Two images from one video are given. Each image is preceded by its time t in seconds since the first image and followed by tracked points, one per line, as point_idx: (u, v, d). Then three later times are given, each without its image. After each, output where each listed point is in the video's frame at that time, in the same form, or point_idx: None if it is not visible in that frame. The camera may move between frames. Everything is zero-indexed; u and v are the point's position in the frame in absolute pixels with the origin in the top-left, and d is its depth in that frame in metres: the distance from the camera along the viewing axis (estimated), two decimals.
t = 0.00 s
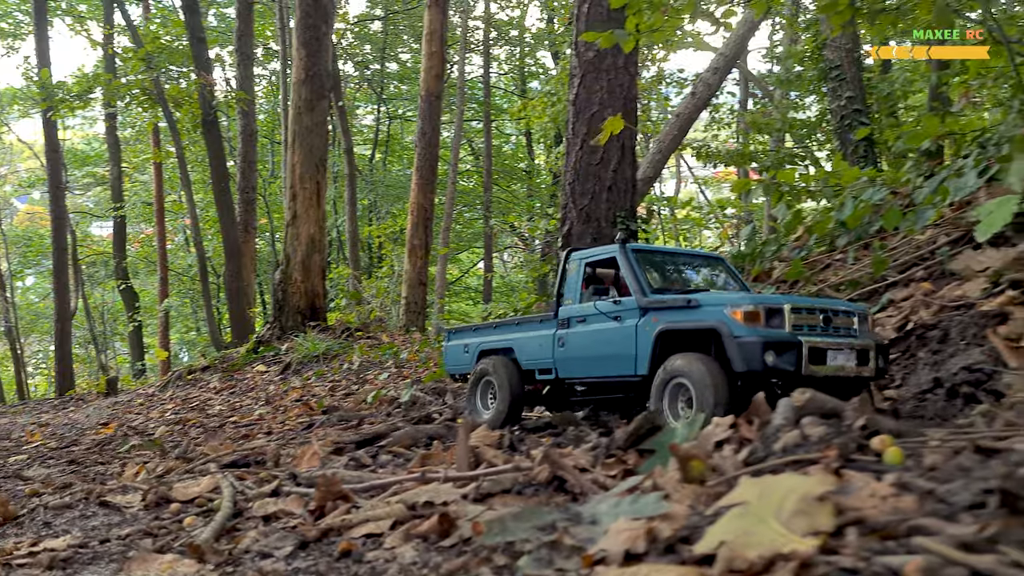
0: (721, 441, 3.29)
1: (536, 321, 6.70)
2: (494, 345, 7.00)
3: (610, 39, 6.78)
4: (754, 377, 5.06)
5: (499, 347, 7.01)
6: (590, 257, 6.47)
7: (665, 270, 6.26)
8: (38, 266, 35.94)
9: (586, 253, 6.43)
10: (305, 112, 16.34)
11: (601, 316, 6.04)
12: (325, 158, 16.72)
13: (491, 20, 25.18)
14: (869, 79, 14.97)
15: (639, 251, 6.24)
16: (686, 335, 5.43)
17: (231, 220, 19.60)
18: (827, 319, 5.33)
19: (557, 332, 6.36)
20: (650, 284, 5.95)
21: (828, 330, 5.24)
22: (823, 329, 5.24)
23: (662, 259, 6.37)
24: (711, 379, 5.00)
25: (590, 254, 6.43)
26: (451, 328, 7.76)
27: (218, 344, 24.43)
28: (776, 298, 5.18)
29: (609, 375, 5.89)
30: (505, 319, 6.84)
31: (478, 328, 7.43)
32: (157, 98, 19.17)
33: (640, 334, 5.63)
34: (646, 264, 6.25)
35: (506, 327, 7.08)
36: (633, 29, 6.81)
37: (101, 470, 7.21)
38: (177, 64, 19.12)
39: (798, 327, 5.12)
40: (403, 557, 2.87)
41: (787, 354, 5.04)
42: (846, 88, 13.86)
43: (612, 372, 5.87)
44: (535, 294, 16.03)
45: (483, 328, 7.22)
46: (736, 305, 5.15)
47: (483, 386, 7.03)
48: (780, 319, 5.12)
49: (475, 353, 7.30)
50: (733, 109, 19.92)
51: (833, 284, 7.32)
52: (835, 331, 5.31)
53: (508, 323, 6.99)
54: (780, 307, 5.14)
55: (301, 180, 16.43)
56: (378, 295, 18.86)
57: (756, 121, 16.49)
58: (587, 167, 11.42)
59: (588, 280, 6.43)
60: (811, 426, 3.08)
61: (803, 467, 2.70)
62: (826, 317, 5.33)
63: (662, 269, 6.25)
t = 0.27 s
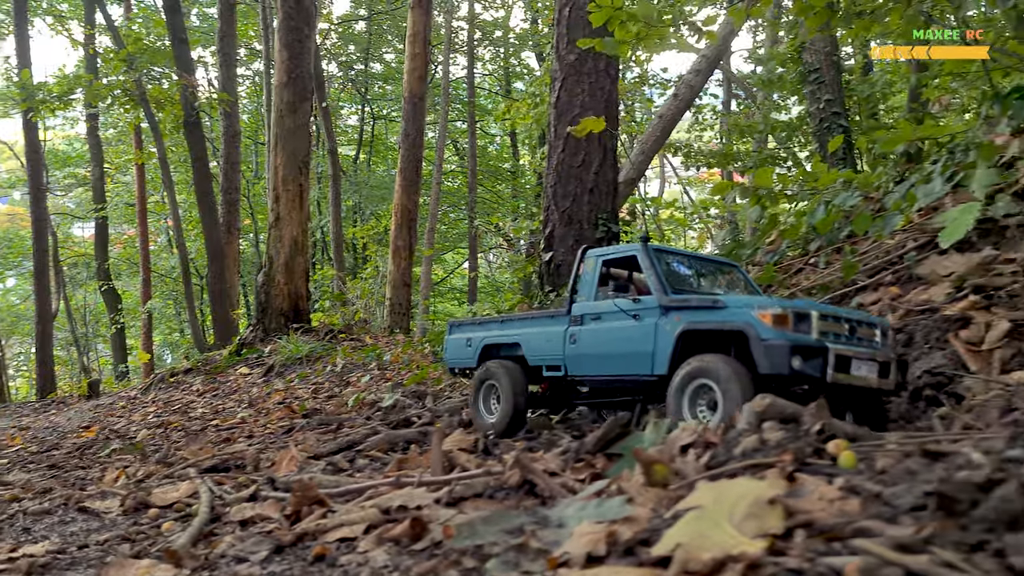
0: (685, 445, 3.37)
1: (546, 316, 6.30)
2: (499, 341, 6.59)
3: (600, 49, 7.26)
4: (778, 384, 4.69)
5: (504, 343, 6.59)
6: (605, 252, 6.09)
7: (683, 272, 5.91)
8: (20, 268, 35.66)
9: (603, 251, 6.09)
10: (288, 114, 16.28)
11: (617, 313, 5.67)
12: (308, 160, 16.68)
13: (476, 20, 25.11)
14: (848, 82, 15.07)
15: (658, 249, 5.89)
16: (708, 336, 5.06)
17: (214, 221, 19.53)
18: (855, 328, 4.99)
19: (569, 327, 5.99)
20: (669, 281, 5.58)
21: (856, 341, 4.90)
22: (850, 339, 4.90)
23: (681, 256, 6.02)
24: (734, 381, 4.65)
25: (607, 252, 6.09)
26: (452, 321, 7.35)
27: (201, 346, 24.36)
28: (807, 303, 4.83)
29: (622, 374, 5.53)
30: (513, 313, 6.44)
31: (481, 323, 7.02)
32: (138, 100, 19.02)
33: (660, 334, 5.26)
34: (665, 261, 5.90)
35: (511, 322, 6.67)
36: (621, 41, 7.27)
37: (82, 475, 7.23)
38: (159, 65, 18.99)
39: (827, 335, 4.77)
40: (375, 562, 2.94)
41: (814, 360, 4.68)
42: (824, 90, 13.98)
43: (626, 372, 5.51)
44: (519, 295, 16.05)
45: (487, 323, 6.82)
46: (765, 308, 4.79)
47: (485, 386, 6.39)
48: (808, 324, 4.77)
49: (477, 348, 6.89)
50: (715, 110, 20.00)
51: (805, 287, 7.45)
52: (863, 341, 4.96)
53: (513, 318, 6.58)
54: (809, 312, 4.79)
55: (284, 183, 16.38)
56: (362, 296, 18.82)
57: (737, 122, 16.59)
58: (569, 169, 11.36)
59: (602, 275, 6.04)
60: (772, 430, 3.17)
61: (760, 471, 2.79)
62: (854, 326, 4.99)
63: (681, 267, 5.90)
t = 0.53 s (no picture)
0: (648, 446, 3.43)
1: (546, 318, 6.35)
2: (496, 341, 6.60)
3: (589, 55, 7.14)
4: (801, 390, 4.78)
5: (501, 344, 6.60)
6: (610, 254, 6.13)
7: (689, 274, 5.99)
8: None
9: (608, 252, 6.13)
10: (268, 115, 16.08)
11: (627, 316, 5.73)
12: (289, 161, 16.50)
13: (460, 20, 24.95)
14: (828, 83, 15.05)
15: (665, 252, 5.95)
16: (727, 342, 5.13)
17: (196, 222, 19.40)
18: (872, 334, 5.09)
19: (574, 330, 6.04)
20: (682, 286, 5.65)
21: (873, 344, 5.01)
22: (868, 343, 5.00)
23: (684, 260, 6.11)
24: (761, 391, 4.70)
25: (612, 253, 6.12)
26: (440, 319, 7.28)
27: (183, 347, 24.21)
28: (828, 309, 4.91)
29: (633, 378, 5.60)
30: (512, 314, 6.45)
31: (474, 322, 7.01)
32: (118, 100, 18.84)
33: (675, 339, 5.34)
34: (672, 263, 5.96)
35: (507, 323, 6.68)
36: (608, 46, 7.16)
37: (59, 478, 7.22)
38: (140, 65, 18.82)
39: (849, 341, 4.87)
40: (343, 564, 3.00)
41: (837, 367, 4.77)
42: (802, 92, 13.91)
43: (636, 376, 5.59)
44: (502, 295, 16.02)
45: (481, 323, 6.82)
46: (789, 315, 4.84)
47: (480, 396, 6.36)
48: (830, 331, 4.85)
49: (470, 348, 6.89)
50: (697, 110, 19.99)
51: (778, 287, 7.54)
52: (879, 346, 5.06)
53: (511, 319, 6.60)
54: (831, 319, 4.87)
55: (265, 184, 16.23)
56: (344, 297, 18.72)
57: (719, 123, 16.60)
58: (549, 171, 11.21)
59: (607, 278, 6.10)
60: (730, 432, 3.24)
61: (715, 471, 2.86)
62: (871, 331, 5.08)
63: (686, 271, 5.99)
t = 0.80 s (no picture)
0: (603, 442, 3.48)
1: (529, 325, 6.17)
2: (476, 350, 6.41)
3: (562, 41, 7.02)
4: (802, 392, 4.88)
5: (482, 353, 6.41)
6: (591, 257, 5.97)
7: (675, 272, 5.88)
8: None
9: (588, 253, 5.96)
10: (246, 115, 15.82)
11: (617, 323, 5.64)
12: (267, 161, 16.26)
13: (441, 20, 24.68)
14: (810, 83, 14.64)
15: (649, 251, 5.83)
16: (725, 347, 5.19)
17: (173, 223, 19.22)
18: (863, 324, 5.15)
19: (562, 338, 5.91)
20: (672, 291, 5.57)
21: (867, 337, 5.12)
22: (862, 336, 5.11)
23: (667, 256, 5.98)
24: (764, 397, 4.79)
25: (593, 255, 5.95)
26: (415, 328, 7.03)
27: (162, 349, 24.04)
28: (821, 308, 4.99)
29: (629, 385, 5.56)
30: (493, 322, 6.26)
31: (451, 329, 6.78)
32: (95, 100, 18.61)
33: (670, 347, 5.29)
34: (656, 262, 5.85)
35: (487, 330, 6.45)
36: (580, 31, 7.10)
37: (32, 481, 7.19)
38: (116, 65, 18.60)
39: (845, 337, 4.96)
40: (303, 561, 3.07)
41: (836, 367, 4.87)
42: (778, 91, 13.24)
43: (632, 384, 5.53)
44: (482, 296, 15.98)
45: (460, 331, 6.60)
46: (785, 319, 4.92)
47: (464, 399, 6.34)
48: (827, 331, 4.92)
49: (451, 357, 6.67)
50: (678, 110, 19.73)
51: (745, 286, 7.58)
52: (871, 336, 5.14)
53: (491, 326, 6.41)
54: (826, 319, 4.92)
55: (243, 185, 15.92)
56: (326, 297, 18.31)
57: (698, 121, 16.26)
58: (525, 171, 10.92)
59: (590, 282, 5.95)
60: (682, 430, 3.31)
61: (663, 467, 2.95)
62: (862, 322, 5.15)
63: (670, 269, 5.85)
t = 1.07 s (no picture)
0: (551, 438, 3.51)
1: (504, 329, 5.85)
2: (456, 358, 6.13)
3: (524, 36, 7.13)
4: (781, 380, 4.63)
5: (461, 360, 6.13)
6: (557, 255, 5.64)
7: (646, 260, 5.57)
8: None
9: (554, 252, 5.64)
10: (217, 116, 15.29)
11: (590, 323, 5.34)
12: (239, 162, 15.75)
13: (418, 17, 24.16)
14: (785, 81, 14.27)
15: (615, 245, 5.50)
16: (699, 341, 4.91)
17: (145, 224, 18.92)
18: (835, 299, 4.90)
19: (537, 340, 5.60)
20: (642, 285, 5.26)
21: (839, 313, 4.87)
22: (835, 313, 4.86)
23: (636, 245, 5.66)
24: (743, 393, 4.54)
25: (559, 253, 5.63)
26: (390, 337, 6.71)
27: (134, 351, 23.74)
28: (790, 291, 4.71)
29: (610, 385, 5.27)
30: (466, 329, 5.96)
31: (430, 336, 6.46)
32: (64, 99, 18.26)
33: (646, 344, 5.02)
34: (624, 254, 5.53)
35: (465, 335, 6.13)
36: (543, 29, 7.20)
37: None
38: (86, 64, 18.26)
39: (818, 318, 4.69)
40: (254, 555, 3.14)
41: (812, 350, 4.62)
42: (746, 92, 12.63)
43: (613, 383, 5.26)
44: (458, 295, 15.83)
45: (435, 338, 6.29)
46: (755, 308, 4.63)
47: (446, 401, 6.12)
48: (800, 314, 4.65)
49: (430, 364, 6.38)
50: (652, 111, 19.52)
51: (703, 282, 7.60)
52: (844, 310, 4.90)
53: (466, 332, 6.10)
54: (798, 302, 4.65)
55: (214, 185, 15.37)
56: (300, 298, 17.78)
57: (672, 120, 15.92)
58: (496, 172, 10.19)
59: (560, 281, 5.63)
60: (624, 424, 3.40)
61: (603, 460, 2.98)
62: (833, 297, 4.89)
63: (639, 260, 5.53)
